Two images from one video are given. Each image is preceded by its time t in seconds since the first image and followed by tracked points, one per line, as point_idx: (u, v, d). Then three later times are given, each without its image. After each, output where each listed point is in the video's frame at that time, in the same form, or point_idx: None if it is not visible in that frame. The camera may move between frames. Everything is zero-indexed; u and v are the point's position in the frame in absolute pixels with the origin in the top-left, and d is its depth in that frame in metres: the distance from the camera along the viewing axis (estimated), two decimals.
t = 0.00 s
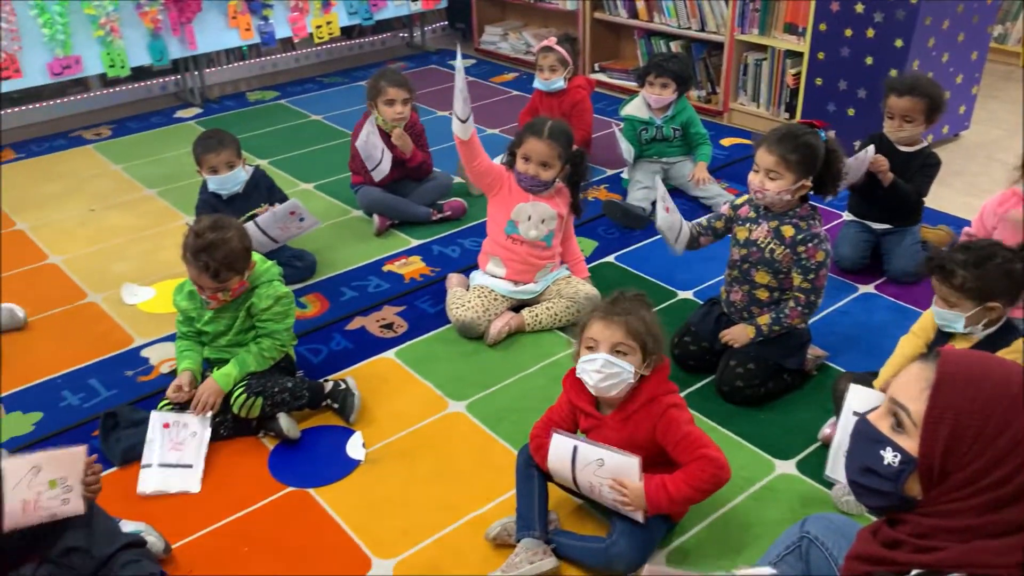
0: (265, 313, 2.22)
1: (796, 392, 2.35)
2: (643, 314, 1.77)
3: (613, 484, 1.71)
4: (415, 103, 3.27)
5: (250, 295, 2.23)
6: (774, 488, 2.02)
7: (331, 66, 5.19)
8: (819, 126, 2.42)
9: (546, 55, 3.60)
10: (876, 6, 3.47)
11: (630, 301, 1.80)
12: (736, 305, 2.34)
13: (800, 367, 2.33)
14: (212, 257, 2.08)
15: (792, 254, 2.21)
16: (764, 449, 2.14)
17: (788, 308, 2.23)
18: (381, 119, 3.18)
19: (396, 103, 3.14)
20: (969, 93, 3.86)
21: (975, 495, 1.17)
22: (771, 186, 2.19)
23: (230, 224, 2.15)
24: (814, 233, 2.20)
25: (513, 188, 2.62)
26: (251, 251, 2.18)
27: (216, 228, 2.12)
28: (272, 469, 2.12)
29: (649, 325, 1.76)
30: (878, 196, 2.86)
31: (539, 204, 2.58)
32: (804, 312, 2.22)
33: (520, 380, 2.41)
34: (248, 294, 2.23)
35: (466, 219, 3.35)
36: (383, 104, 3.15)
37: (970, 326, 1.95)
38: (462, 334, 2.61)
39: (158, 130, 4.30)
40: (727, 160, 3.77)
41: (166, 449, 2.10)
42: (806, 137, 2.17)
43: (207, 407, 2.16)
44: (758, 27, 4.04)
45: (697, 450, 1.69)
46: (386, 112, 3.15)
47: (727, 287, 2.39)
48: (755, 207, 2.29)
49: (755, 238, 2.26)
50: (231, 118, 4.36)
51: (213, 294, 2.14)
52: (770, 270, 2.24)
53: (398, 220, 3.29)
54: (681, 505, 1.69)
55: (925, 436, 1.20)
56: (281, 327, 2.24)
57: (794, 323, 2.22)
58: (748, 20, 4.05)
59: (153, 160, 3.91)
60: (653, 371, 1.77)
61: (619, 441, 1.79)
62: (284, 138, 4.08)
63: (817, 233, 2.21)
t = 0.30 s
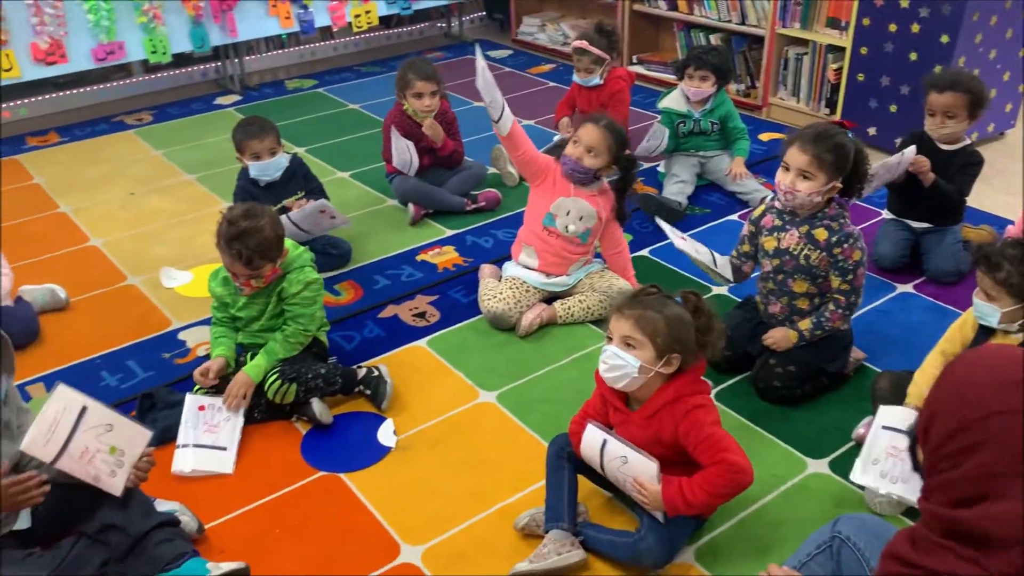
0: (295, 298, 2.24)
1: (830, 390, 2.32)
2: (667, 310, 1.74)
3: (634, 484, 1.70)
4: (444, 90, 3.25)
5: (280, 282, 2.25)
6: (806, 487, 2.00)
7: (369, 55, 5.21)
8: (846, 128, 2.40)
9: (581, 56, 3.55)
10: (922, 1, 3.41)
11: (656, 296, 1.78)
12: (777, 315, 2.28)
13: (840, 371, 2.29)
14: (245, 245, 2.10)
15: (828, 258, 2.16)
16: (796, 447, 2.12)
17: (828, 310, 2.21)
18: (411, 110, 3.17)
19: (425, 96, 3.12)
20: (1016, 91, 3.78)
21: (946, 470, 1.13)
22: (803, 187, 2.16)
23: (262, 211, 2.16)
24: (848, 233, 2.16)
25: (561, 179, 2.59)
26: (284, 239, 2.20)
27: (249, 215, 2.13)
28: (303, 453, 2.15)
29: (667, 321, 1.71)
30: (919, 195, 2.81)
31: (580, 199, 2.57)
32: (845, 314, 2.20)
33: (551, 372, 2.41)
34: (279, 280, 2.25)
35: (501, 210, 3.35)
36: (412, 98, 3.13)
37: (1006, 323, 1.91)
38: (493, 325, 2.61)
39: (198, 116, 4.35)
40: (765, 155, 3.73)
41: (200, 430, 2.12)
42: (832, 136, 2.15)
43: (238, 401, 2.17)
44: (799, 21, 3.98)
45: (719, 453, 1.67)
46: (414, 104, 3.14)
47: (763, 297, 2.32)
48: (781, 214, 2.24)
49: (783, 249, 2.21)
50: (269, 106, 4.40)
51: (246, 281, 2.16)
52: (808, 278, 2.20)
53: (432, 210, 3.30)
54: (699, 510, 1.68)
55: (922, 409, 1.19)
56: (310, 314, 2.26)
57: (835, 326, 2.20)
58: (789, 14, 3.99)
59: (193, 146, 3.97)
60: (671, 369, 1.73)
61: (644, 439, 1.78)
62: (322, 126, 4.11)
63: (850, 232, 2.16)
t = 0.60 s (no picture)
0: (321, 290, 2.25)
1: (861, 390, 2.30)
2: (698, 310, 1.72)
3: (653, 480, 1.70)
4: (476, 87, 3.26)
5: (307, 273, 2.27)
6: (835, 487, 1.98)
7: (401, 47, 5.23)
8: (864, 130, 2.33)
9: (612, 56, 3.55)
10: None
11: (687, 297, 1.76)
12: (807, 329, 2.24)
13: (874, 376, 2.26)
14: (277, 233, 2.12)
15: (847, 266, 2.08)
16: (825, 447, 2.11)
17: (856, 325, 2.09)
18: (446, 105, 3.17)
19: (464, 91, 3.13)
20: None
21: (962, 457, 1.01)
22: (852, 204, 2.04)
23: (295, 200, 2.18)
24: (868, 239, 2.06)
25: (605, 171, 2.58)
26: (314, 227, 2.22)
27: (282, 203, 2.15)
28: (331, 441, 2.17)
29: (698, 322, 1.70)
30: (956, 194, 2.76)
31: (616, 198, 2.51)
32: (871, 324, 2.08)
33: (579, 366, 2.41)
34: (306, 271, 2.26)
35: (531, 203, 3.35)
36: (450, 92, 3.13)
37: None
38: (522, 318, 2.61)
39: (232, 106, 4.40)
40: (799, 152, 3.69)
41: (231, 419, 2.14)
42: (866, 145, 2.03)
43: (262, 399, 2.19)
44: (836, 16, 3.92)
45: (743, 456, 1.66)
46: (452, 99, 3.15)
47: (793, 313, 2.27)
48: (799, 221, 2.18)
49: (802, 256, 2.16)
50: (303, 96, 4.44)
51: (275, 268, 2.18)
52: (829, 287, 2.13)
53: (463, 203, 3.31)
54: (718, 511, 1.67)
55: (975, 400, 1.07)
56: (334, 305, 2.27)
57: (865, 341, 2.09)
58: (826, 9, 3.94)
59: (227, 135, 4.01)
60: (703, 371, 1.72)
61: (672, 436, 1.77)
62: (354, 117, 4.13)
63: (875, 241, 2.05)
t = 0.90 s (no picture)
0: (346, 283, 2.27)
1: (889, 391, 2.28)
2: (724, 308, 1.71)
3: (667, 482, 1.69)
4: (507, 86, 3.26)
5: (333, 267, 2.28)
6: (861, 488, 1.97)
7: (429, 42, 5.24)
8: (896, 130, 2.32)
9: (634, 52, 3.55)
10: None
11: (713, 295, 1.75)
12: (829, 328, 2.23)
13: (901, 377, 2.24)
14: (306, 221, 2.14)
15: (869, 269, 2.06)
16: (851, 448, 2.09)
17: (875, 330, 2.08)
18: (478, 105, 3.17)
19: (495, 92, 3.13)
20: None
21: (1000, 467, 1.20)
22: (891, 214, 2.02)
23: (323, 190, 2.21)
24: (893, 244, 2.04)
25: (640, 169, 2.57)
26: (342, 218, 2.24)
27: (310, 193, 2.17)
28: (357, 433, 2.19)
29: (724, 320, 1.69)
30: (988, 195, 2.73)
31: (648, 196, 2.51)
32: (890, 329, 2.07)
33: (603, 363, 2.41)
34: (332, 265, 2.28)
35: (556, 199, 3.35)
36: (483, 93, 3.13)
37: None
38: (547, 314, 2.61)
39: (261, 100, 4.43)
40: (828, 150, 3.65)
41: (261, 392, 2.14)
42: (908, 153, 2.00)
43: (288, 387, 2.18)
44: (868, 14, 3.89)
45: (762, 461, 1.68)
46: (483, 97, 3.14)
47: (816, 312, 2.25)
48: (825, 219, 2.16)
49: (825, 254, 2.14)
50: (331, 91, 4.46)
51: (303, 259, 2.20)
52: (850, 288, 2.12)
53: (489, 198, 3.31)
54: (731, 513, 1.69)
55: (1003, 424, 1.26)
56: (357, 299, 2.29)
57: (886, 345, 2.08)
58: (858, 7, 3.90)
59: (256, 129, 4.05)
60: (729, 369, 1.71)
61: (696, 434, 1.77)
62: (382, 112, 4.15)
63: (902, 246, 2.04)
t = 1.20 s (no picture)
0: (372, 281, 2.27)
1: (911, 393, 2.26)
2: (756, 309, 1.71)
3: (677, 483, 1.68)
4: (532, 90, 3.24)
5: (358, 263, 2.28)
6: (883, 491, 1.96)
7: (451, 40, 5.25)
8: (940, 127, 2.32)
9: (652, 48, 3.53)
10: None
11: (747, 295, 1.75)
12: (861, 327, 2.21)
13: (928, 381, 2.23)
14: (336, 211, 2.15)
15: (913, 269, 2.05)
16: (874, 450, 2.08)
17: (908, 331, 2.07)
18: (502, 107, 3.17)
19: (516, 98, 3.12)
20: None
21: None
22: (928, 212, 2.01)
23: (353, 182, 2.22)
24: (939, 245, 2.03)
25: (668, 170, 2.57)
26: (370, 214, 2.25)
27: (339, 183, 2.19)
28: (377, 429, 2.20)
29: (757, 320, 1.70)
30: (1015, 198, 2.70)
31: (667, 198, 2.51)
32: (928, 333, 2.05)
33: (623, 362, 2.41)
34: (357, 262, 2.28)
35: (577, 198, 3.35)
36: (506, 97, 3.13)
37: None
38: (567, 312, 2.61)
39: (284, 98, 4.46)
40: (851, 150, 3.63)
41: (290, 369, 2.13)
42: (948, 153, 2.00)
43: (309, 364, 2.15)
44: (893, 13, 3.85)
45: (776, 471, 1.68)
46: (504, 101, 3.14)
47: (848, 311, 2.24)
48: (869, 217, 2.14)
49: (868, 251, 2.12)
50: (353, 89, 4.48)
51: (330, 250, 2.20)
52: (891, 287, 2.10)
53: (509, 196, 3.31)
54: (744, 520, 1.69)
55: None
56: (384, 296, 2.29)
57: (920, 346, 2.06)
58: (884, 6, 3.87)
59: (279, 127, 4.08)
60: (756, 371, 1.71)
61: (719, 435, 1.76)
62: (403, 110, 4.17)
63: (944, 246, 2.04)
